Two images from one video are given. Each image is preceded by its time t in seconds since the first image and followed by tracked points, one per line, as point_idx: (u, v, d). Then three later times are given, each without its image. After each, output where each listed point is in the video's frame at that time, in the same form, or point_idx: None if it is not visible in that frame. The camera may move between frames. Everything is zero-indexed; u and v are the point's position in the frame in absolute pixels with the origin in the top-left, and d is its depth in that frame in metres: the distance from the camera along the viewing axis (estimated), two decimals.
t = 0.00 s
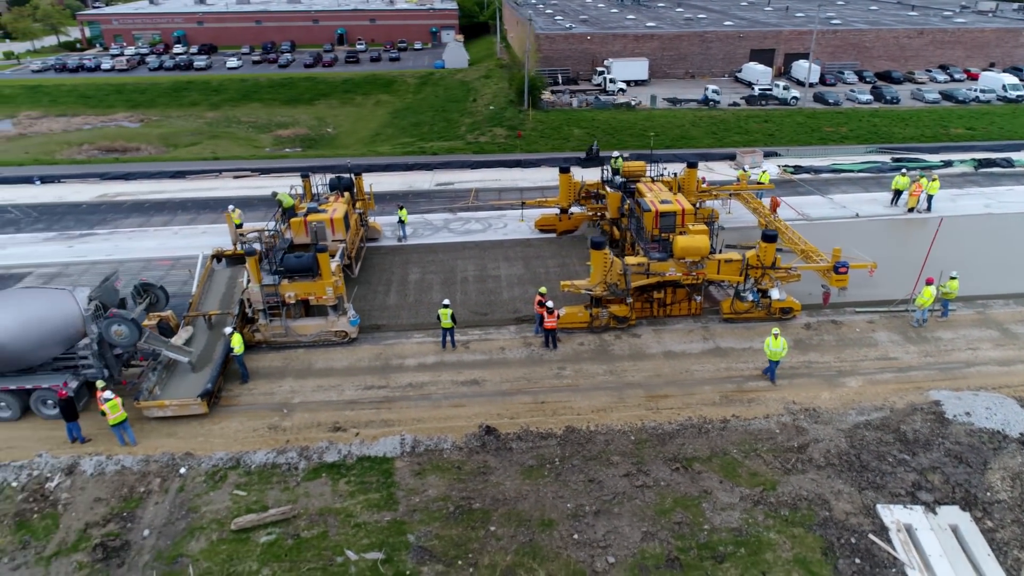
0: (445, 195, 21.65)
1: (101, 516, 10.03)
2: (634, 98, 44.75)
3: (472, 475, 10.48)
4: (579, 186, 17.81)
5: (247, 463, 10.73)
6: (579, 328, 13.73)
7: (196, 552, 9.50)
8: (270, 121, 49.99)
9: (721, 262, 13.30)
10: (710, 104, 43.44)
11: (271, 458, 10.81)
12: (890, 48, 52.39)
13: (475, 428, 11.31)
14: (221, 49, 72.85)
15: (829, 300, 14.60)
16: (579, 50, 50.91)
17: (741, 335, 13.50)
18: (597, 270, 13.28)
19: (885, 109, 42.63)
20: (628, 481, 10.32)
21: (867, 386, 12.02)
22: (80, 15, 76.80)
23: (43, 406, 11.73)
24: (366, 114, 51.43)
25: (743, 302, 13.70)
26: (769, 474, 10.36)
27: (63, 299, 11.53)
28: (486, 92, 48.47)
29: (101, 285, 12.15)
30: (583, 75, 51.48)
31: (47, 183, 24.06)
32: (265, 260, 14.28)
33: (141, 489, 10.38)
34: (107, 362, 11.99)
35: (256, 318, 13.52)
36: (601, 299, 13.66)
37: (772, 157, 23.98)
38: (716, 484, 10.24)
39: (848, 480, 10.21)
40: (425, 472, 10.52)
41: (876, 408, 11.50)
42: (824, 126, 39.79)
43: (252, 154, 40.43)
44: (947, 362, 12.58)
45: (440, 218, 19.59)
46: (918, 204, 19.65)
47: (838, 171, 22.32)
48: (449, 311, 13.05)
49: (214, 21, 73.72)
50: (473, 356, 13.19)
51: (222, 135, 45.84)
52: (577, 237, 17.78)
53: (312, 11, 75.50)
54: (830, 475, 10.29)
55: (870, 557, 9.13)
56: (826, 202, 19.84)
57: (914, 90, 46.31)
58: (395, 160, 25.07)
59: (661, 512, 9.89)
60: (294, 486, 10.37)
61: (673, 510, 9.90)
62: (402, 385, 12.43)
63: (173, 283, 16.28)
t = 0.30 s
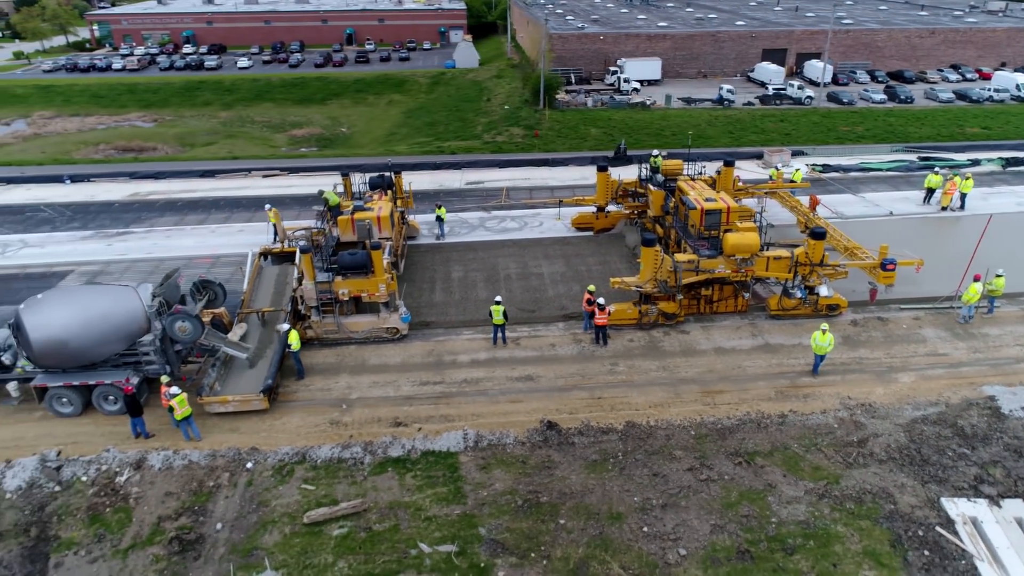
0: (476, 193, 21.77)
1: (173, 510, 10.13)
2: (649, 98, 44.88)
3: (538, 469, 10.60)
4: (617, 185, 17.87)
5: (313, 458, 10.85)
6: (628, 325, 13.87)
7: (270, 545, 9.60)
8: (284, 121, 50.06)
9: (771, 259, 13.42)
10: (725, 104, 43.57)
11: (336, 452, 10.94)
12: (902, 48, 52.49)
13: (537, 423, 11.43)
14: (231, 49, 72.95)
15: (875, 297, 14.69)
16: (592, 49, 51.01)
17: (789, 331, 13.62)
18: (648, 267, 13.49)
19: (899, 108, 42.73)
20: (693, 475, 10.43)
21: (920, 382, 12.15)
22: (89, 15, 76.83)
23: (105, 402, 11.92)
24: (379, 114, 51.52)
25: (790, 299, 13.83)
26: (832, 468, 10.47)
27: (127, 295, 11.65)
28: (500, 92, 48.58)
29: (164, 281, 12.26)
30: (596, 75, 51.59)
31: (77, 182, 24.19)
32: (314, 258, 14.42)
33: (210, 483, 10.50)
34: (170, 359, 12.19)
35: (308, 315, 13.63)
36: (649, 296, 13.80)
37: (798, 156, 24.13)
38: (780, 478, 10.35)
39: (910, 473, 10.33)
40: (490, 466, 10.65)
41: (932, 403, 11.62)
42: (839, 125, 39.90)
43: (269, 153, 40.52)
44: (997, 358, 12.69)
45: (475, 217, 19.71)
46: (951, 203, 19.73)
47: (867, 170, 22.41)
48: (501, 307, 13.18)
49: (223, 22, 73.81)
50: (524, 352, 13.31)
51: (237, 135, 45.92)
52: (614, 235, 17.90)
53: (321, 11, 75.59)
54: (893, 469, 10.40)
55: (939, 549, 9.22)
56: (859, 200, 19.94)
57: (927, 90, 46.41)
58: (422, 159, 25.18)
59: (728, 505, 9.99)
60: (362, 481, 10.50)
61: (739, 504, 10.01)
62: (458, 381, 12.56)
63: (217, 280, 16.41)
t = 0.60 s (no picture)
0: (507, 192, 21.90)
1: (243, 504, 10.23)
2: (663, 97, 45.01)
3: (602, 463, 10.71)
4: (653, 182, 17.97)
5: (378, 453, 10.96)
6: (677, 322, 13.97)
7: (344, 539, 9.70)
8: (298, 120, 50.16)
9: (820, 257, 13.52)
10: (739, 104, 43.71)
11: (401, 447, 11.04)
12: (913, 48, 52.63)
13: (597, 418, 11.55)
14: (240, 49, 73.00)
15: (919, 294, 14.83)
16: (605, 49, 51.12)
17: (837, 328, 13.73)
18: (697, 265, 13.58)
19: (913, 108, 42.84)
20: (757, 469, 10.55)
21: (972, 378, 12.25)
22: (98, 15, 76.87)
23: (166, 398, 12.01)
24: (392, 114, 51.62)
25: (837, 296, 13.93)
26: (893, 463, 10.58)
27: (190, 292, 11.76)
28: (513, 92, 48.71)
29: (226, 277, 12.30)
30: (608, 75, 51.68)
31: (107, 181, 24.35)
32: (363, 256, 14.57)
33: (279, 478, 10.60)
34: (230, 355, 12.19)
35: (359, 312, 13.75)
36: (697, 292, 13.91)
37: (825, 155, 24.28)
38: (843, 472, 10.46)
39: (972, 467, 10.42)
40: (555, 460, 10.75)
41: (987, 398, 11.73)
42: (855, 125, 40.02)
43: (285, 153, 40.57)
44: None
45: (509, 215, 19.82)
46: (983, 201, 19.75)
47: (895, 168, 22.51)
48: (553, 304, 13.27)
49: (232, 22, 73.84)
50: (575, 348, 13.41)
51: (251, 134, 45.99)
52: (651, 233, 18.01)
53: (330, 11, 75.64)
54: (955, 464, 10.50)
55: (1008, 542, 9.30)
56: (892, 199, 20.02)
57: (940, 90, 46.54)
58: (449, 159, 25.30)
59: (794, 499, 10.10)
60: (429, 475, 10.60)
61: (805, 498, 10.11)
62: (513, 377, 12.66)
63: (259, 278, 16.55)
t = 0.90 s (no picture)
0: (538, 191, 22.01)
1: (311, 499, 10.32)
2: (678, 97, 45.14)
3: (664, 459, 10.82)
4: (689, 183, 18.14)
5: (441, 448, 11.07)
6: (724, 319, 14.10)
7: (414, 533, 9.77)
8: (311, 120, 50.19)
9: (866, 254, 13.76)
10: (753, 104, 43.84)
11: (463, 443, 11.16)
12: (924, 48, 52.77)
13: (655, 415, 11.67)
14: (248, 49, 73.04)
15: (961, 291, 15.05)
16: (617, 49, 51.22)
17: (883, 325, 13.84)
18: (745, 263, 13.86)
19: (927, 108, 42.93)
20: (818, 464, 10.66)
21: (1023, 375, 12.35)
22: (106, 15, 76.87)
23: (224, 395, 12.09)
24: (405, 113, 51.69)
25: (883, 294, 14.05)
26: (953, 458, 10.68)
27: (250, 290, 11.83)
28: (526, 92, 48.78)
29: (287, 275, 12.36)
30: (620, 75, 51.76)
31: (135, 181, 24.46)
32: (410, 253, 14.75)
33: (344, 473, 10.71)
34: (288, 352, 12.28)
35: (410, 309, 13.89)
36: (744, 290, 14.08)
37: (851, 154, 24.38)
38: (903, 467, 10.56)
39: None
40: (617, 456, 10.87)
41: None
42: (871, 124, 40.13)
43: (301, 152, 40.62)
44: None
45: (543, 214, 19.93)
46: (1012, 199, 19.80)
47: (922, 168, 22.63)
48: (602, 302, 13.37)
49: (240, 22, 73.86)
50: (624, 346, 13.51)
51: (266, 134, 46.04)
52: (687, 232, 18.11)
53: (338, 11, 75.70)
54: (1014, 459, 10.60)
55: None
56: (924, 198, 20.11)
57: (953, 90, 46.66)
58: (475, 159, 25.39)
59: (857, 493, 10.18)
60: (493, 470, 10.70)
61: (868, 492, 10.20)
62: (565, 373, 12.76)
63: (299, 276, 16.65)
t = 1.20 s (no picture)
0: (568, 190, 22.12)
1: (378, 495, 10.40)
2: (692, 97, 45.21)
3: (724, 455, 10.91)
4: (725, 182, 18.32)
5: (502, 445, 11.18)
6: (770, 317, 14.22)
7: (483, 528, 9.83)
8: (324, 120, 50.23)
9: (912, 254, 13.91)
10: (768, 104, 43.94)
11: (523, 440, 11.26)
12: (935, 48, 52.87)
13: (712, 412, 11.77)
14: (258, 49, 73.10)
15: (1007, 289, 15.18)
16: (629, 49, 51.32)
17: (929, 323, 13.95)
18: (793, 261, 13.93)
19: (942, 108, 42.99)
20: (877, 460, 10.75)
21: None
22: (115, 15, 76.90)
23: (282, 392, 12.19)
24: (418, 113, 51.78)
25: (928, 292, 14.16)
26: (1012, 455, 10.76)
27: (308, 288, 11.89)
28: (540, 92, 48.85)
29: (345, 273, 12.40)
30: (633, 75, 51.85)
31: (164, 180, 24.56)
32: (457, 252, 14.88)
33: (409, 469, 10.81)
34: (345, 349, 12.32)
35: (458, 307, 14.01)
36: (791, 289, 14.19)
37: (877, 153, 24.47)
38: (963, 464, 10.64)
39: None
40: (678, 453, 10.97)
41: None
42: (886, 124, 40.23)
43: (317, 152, 40.69)
44: None
45: (577, 214, 20.03)
46: None
47: (950, 168, 22.71)
48: (652, 300, 13.46)
49: (249, 22, 73.90)
50: (673, 344, 13.61)
51: (280, 134, 46.12)
52: (723, 231, 18.20)
53: (347, 11, 75.76)
54: None
55: None
56: (956, 198, 20.20)
57: (966, 90, 46.76)
58: (502, 159, 25.47)
59: (920, 490, 10.26)
60: (555, 467, 10.80)
61: (930, 488, 10.28)
62: (618, 371, 12.86)
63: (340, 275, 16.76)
